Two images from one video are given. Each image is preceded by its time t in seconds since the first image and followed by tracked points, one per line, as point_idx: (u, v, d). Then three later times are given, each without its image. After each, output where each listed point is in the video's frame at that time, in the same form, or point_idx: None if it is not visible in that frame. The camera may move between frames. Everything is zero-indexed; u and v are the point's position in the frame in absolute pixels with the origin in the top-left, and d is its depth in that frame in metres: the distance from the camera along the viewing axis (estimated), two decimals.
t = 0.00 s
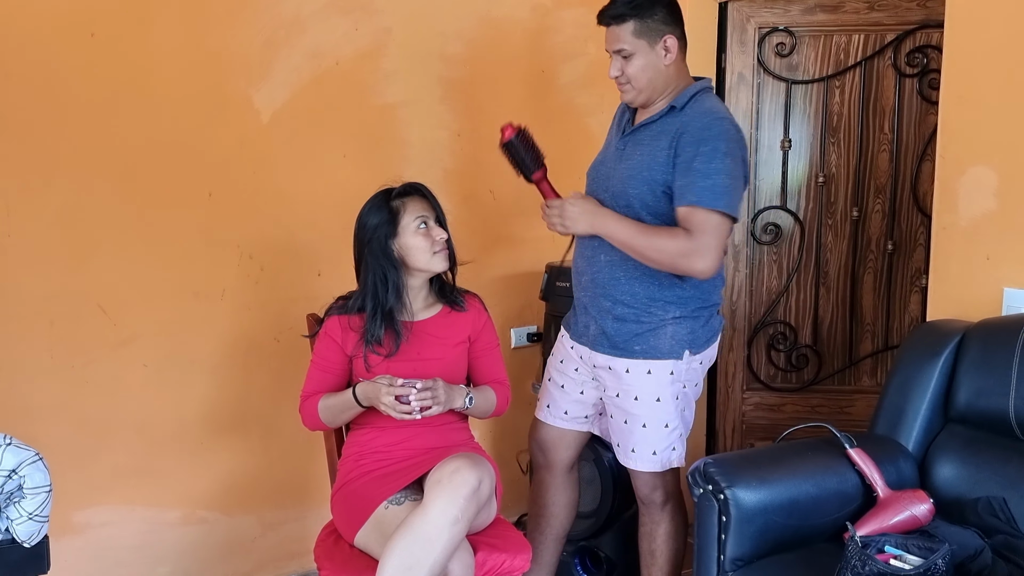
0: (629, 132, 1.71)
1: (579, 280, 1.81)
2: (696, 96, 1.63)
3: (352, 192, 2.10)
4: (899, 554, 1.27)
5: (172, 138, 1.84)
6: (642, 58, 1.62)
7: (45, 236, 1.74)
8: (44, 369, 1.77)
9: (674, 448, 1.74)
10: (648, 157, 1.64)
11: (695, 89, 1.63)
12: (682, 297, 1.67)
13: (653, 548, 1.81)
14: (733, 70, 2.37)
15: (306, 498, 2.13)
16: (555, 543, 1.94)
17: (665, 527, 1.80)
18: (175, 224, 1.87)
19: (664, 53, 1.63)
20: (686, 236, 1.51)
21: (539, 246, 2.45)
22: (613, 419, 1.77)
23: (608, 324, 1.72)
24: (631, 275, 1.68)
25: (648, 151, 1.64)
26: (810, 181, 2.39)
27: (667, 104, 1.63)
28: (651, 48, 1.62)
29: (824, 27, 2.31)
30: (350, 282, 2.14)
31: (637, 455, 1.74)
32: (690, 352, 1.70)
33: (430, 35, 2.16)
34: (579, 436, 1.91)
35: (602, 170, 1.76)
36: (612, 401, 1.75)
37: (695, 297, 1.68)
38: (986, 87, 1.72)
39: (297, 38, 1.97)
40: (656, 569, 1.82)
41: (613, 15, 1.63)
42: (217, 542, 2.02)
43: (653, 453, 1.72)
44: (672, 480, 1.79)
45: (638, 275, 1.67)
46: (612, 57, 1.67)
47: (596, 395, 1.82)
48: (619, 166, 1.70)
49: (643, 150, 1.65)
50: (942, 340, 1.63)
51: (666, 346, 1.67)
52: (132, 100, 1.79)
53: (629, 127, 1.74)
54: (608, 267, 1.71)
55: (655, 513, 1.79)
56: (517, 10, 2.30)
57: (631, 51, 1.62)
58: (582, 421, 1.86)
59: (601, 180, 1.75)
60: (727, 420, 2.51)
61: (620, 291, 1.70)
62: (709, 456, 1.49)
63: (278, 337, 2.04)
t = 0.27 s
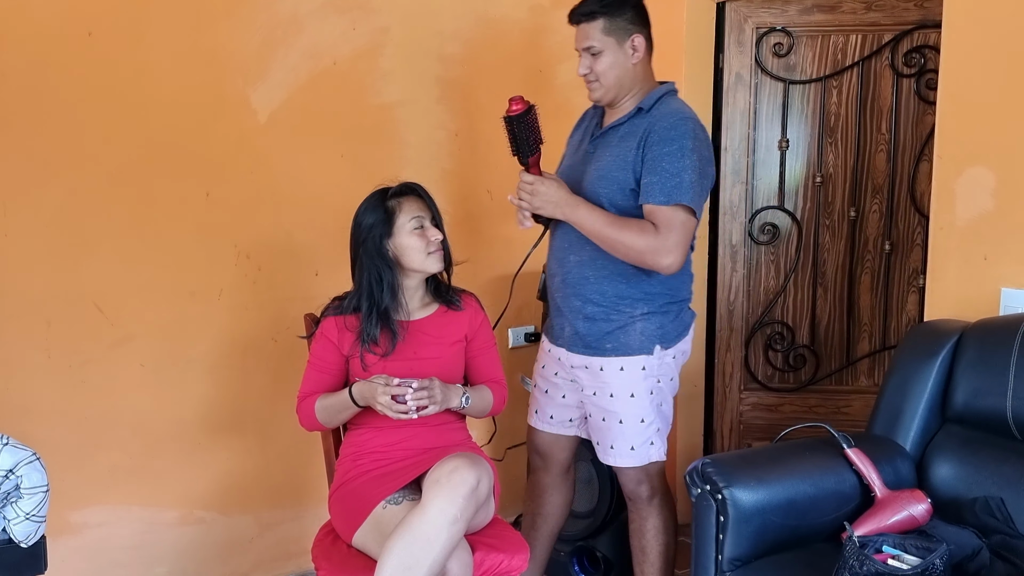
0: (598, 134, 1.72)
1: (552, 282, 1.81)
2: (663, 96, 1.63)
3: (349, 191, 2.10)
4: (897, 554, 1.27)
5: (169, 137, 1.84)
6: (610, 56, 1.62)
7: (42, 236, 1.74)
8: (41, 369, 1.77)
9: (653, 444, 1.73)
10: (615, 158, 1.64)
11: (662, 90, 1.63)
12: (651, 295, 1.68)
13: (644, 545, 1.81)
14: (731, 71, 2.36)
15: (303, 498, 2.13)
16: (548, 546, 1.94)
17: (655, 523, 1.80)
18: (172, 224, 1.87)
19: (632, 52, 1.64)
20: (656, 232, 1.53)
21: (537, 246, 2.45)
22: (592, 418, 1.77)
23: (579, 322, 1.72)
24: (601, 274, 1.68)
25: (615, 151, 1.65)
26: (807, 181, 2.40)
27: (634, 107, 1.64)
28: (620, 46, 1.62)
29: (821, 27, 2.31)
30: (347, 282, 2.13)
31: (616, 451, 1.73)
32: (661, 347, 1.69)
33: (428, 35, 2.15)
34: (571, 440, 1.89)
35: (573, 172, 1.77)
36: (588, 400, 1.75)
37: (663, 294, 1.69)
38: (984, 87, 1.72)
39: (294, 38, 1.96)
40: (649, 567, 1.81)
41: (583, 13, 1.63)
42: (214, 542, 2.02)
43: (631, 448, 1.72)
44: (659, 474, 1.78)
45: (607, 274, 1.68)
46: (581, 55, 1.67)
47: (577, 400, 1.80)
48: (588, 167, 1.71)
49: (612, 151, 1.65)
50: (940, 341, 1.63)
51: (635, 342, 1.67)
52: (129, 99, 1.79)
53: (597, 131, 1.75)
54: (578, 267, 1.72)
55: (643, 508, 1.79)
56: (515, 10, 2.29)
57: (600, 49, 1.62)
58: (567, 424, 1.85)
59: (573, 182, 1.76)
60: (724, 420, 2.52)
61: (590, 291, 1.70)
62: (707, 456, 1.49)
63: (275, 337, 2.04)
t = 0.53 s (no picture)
0: (557, 137, 1.72)
1: (507, 282, 1.79)
2: (620, 104, 1.69)
3: (349, 191, 2.09)
4: (895, 555, 1.27)
5: (168, 137, 1.84)
6: (566, 60, 1.63)
7: (42, 235, 1.74)
8: (40, 369, 1.77)
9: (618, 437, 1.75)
10: (582, 159, 1.66)
11: (618, 98, 1.69)
12: (613, 294, 1.71)
13: (623, 544, 1.83)
14: (730, 71, 2.36)
15: (302, 498, 2.12)
16: (543, 546, 1.97)
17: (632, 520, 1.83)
18: (172, 224, 1.87)
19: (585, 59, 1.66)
20: (660, 229, 1.59)
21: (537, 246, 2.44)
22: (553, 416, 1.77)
23: (543, 320, 1.72)
24: (566, 272, 1.69)
25: (582, 153, 1.67)
26: (806, 182, 2.40)
27: (594, 111, 1.67)
28: (574, 52, 1.64)
29: (821, 28, 2.31)
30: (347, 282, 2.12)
31: (579, 446, 1.73)
32: (622, 344, 1.73)
33: (427, 34, 2.15)
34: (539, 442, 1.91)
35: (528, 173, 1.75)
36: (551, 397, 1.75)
37: (622, 292, 1.72)
38: (982, 87, 1.72)
39: (294, 37, 1.96)
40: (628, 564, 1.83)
41: (537, 18, 1.65)
42: (213, 542, 2.01)
43: (594, 441, 1.72)
44: (627, 470, 1.81)
45: (572, 273, 1.69)
46: (534, 62, 1.67)
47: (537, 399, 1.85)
48: (549, 168, 1.71)
49: (575, 155, 1.67)
50: (939, 341, 1.63)
51: (599, 338, 1.70)
52: (129, 99, 1.79)
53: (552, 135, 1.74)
54: (542, 266, 1.71)
55: (616, 506, 1.81)
56: (515, 10, 2.28)
57: (557, 53, 1.63)
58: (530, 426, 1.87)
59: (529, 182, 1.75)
60: (723, 420, 2.51)
61: (554, 289, 1.70)
62: (706, 456, 1.49)
63: (274, 336, 2.03)
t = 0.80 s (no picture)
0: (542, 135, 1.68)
1: (495, 278, 1.75)
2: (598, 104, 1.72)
3: (349, 190, 2.09)
4: (894, 555, 1.27)
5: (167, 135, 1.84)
6: (547, 58, 1.63)
7: (41, 233, 1.74)
8: (39, 367, 1.77)
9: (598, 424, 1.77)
10: (575, 156, 1.67)
11: (596, 98, 1.72)
12: (604, 284, 1.74)
13: (580, 538, 1.81)
14: (730, 71, 2.36)
15: (300, 497, 2.12)
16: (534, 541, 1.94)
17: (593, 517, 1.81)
18: (171, 222, 1.87)
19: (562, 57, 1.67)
20: (651, 227, 1.66)
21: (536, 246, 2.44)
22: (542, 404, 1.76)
23: (538, 312, 1.70)
24: (562, 266, 1.69)
25: (573, 150, 1.67)
26: (805, 182, 2.40)
27: (578, 111, 1.68)
28: (553, 50, 1.64)
29: (820, 28, 2.31)
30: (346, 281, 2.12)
31: (567, 432, 1.73)
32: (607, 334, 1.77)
33: (428, 34, 2.14)
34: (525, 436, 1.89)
35: (514, 169, 1.70)
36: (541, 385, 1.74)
37: (609, 282, 1.75)
38: (982, 89, 1.72)
39: (293, 36, 1.96)
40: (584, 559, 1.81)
41: (516, 15, 1.63)
42: (211, 540, 2.01)
43: (582, 427, 1.73)
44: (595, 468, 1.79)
45: (567, 267, 1.69)
46: (512, 60, 1.64)
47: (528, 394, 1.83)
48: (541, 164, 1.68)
49: (566, 152, 1.67)
50: (938, 341, 1.63)
51: (592, 326, 1.72)
52: (129, 97, 1.79)
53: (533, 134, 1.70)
54: (538, 263, 1.69)
55: (578, 502, 1.79)
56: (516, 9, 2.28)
57: (539, 51, 1.62)
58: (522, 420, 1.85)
59: (518, 178, 1.70)
60: (722, 419, 2.51)
61: (551, 284, 1.69)
62: (704, 456, 1.48)
63: (273, 334, 2.03)
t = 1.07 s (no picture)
0: (555, 137, 1.67)
1: (496, 281, 1.74)
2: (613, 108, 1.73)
3: (348, 189, 2.09)
4: (892, 555, 1.27)
5: (167, 134, 1.84)
6: (565, 62, 1.61)
7: (41, 231, 1.74)
8: (39, 366, 1.77)
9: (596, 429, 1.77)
10: (587, 162, 1.66)
11: (610, 102, 1.72)
12: (603, 288, 1.74)
13: (567, 536, 1.81)
14: (729, 71, 2.36)
15: (299, 496, 2.12)
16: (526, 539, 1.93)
17: (580, 514, 1.81)
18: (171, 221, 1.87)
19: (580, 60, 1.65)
20: (663, 235, 1.70)
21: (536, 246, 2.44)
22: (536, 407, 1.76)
23: (538, 316, 1.70)
24: (565, 271, 1.69)
25: (585, 156, 1.66)
26: (805, 182, 2.40)
27: (594, 115, 1.68)
28: (572, 53, 1.62)
29: (820, 29, 2.31)
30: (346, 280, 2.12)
31: (564, 438, 1.73)
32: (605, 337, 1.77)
33: (428, 33, 2.14)
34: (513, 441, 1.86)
35: (522, 169, 1.68)
36: (536, 388, 1.74)
37: (609, 287, 1.76)
38: (981, 90, 1.72)
39: (293, 36, 1.96)
40: (570, 555, 1.82)
41: (535, 16, 1.59)
42: (210, 539, 2.01)
43: (579, 433, 1.74)
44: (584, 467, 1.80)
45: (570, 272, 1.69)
46: (530, 63, 1.61)
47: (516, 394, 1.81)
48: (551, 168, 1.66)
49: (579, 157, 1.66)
50: (937, 341, 1.63)
51: (591, 330, 1.72)
52: (129, 97, 1.79)
53: (547, 134, 1.68)
54: (541, 267, 1.68)
55: (566, 501, 1.79)
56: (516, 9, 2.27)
57: (557, 56, 1.60)
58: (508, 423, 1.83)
59: (525, 180, 1.68)
60: (720, 420, 2.52)
61: (552, 287, 1.69)
62: (703, 456, 1.48)
63: (272, 334, 2.03)
